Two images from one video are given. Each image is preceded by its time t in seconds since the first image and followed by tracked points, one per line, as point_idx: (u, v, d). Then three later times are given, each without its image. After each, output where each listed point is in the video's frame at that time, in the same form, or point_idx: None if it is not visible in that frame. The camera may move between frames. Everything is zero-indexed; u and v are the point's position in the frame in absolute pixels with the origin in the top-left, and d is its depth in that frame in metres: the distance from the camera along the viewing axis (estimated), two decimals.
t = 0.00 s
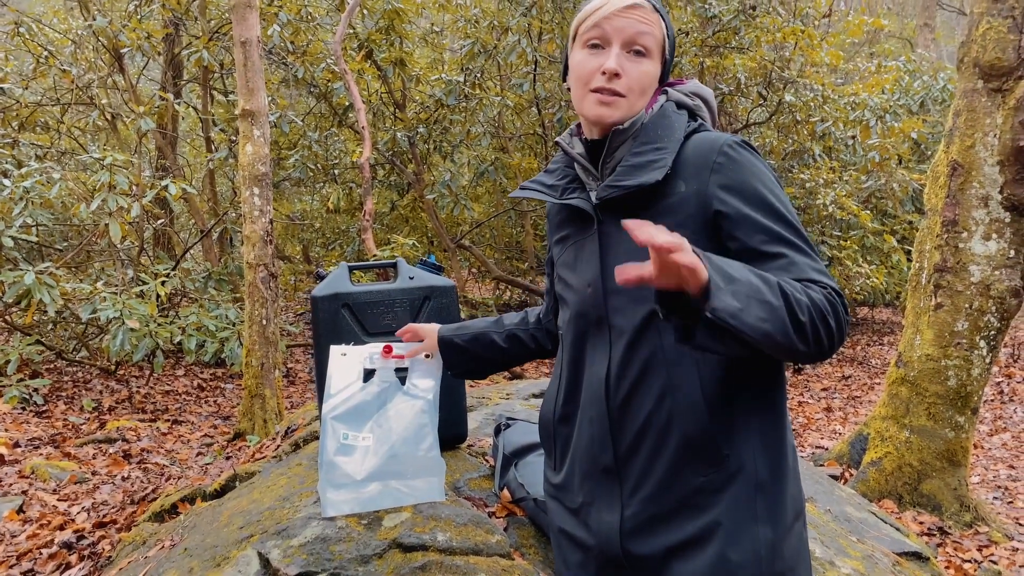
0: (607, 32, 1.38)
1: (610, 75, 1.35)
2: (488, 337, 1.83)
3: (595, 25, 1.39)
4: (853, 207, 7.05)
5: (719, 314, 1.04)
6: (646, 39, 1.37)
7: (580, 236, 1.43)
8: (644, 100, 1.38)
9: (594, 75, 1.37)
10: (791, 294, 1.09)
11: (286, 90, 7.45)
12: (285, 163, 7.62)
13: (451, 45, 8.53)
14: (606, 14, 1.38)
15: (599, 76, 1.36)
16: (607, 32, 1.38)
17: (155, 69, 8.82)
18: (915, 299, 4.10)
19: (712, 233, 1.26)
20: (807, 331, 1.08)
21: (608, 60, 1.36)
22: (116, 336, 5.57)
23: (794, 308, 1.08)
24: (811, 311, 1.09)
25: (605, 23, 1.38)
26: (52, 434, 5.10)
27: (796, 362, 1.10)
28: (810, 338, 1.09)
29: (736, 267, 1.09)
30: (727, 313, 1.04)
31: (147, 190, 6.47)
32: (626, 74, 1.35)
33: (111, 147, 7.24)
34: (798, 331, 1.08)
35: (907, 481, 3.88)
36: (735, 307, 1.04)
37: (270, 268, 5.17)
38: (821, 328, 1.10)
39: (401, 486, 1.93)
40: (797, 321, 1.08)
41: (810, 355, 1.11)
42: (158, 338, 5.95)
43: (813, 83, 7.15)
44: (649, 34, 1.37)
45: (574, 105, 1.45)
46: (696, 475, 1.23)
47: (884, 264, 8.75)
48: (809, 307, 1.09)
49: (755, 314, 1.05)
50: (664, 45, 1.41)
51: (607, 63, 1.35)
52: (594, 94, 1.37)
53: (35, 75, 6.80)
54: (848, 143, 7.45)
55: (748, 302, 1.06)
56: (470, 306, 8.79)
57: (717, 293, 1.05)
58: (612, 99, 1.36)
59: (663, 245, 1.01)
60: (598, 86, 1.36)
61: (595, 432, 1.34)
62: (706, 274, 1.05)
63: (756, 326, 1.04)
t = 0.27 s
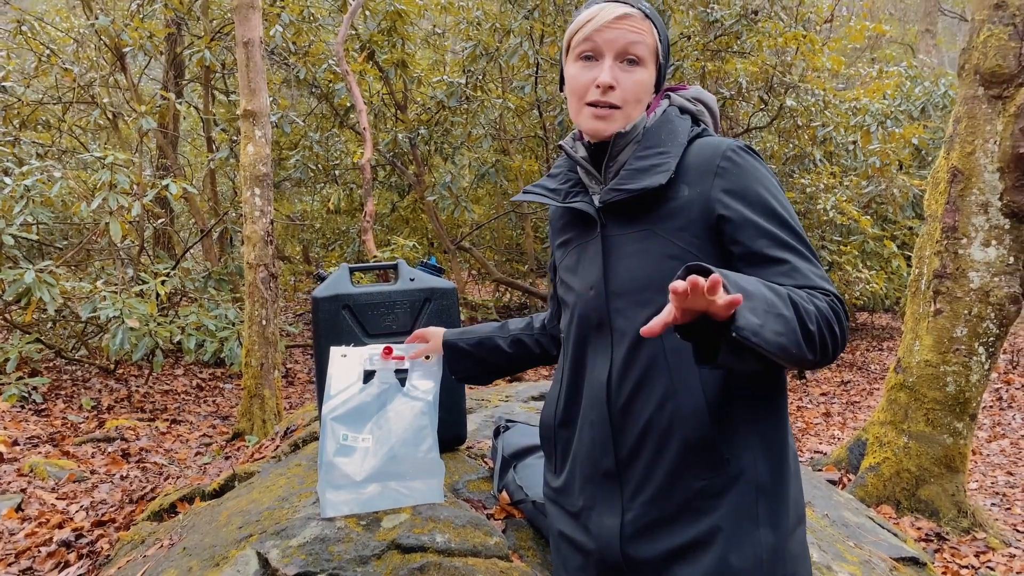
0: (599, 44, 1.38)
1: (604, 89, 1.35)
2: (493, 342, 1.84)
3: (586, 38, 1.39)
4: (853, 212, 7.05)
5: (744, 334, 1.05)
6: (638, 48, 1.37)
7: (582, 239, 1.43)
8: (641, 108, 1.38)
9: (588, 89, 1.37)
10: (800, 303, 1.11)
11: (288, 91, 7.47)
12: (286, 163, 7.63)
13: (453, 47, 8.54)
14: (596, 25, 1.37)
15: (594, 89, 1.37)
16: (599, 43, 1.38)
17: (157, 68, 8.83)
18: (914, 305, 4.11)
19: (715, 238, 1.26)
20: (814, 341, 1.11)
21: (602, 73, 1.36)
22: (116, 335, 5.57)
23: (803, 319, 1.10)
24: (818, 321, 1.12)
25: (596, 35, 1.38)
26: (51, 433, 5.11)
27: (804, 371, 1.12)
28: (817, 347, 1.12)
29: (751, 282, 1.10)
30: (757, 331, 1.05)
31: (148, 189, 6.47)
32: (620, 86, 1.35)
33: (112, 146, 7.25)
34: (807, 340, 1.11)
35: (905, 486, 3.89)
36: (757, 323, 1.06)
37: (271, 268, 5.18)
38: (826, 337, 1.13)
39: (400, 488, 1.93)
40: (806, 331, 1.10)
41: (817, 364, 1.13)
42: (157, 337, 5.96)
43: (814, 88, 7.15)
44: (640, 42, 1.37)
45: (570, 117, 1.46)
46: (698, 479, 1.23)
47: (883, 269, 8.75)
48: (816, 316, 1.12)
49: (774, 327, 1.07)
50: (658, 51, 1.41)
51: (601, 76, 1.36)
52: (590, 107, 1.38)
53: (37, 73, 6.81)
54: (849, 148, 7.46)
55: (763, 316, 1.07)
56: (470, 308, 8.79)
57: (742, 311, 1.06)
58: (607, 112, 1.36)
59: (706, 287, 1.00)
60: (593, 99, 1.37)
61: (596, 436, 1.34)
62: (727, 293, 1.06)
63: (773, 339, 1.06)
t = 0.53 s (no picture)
0: (600, 50, 1.39)
1: (609, 95, 1.36)
2: (498, 342, 1.85)
3: (586, 46, 1.40)
4: (854, 217, 7.05)
5: (751, 340, 1.06)
6: (640, 51, 1.38)
7: (590, 241, 1.44)
8: (647, 110, 1.39)
9: (593, 97, 1.38)
10: (808, 310, 1.12)
11: (289, 91, 7.48)
12: (287, 163, 7.65)
13: (455, 48, 8.55)
14: (595, 32, 1.38)
15: (599, 97, 1.37)
16: (600, 50, 1.39)
17: (159, 68, 8.85)
18: (915, 310, 4.12)
19: (724, 242, 1.27)
20: (821, 347, 1.12)
21: (606, 79, 1.37)
22: (117, 334, 5.58)
23: (811, 325, 1.11)
24: (825, 327, 1.12)
25: (596, 42, 1.39)
26: (51, 431, 5.11)
27: (811, 375, 1.13)
28: (824, 353, 1.13)
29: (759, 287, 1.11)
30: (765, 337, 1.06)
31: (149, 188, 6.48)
32: (625, 91, 1.36)
33: (114, 145, 7.26)
34: (815, 346, 1.11)
35: (904, 490, 3.89)
36: (764, 329, 1.06)
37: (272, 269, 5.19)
38: (832, 342, 1.14)
39: (401, 488, 1.94)
40: (814, 338, 1.11)
41: (823, 368, 1.14)
42: (158, 336, 5.96)
43: (816, 92, 7.16)
44: (641, 45, 1.38)
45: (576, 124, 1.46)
46: (703, 482, 1.24)
47: (884, 274, 8.75)
48: (823, 323, 1.12)
49: (782, 333, 1.07)
50: (659, 51, 1.42)
51: (606, 83, 1.37)
52: (596, 114, 1.39)
53: (39, 72, 6.82)
54: (850, 153, 7.47)
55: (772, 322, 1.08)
56: (470, 309, 8.80)
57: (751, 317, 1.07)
58: (614, 118, 1.37)
59: (714, 292, 1.01)
60: (598, 107, 1.38)
61: (602, 437, 1.35)
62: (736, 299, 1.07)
63: (782, 345, 1.07)
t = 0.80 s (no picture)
0: (604, 46, 1.39)
1: (610, 90, 1.36)
2: (502, 343, 1.85)
3: (591, 41, 1.40)
4: (855, 220, 7.03)
5: (760, 345, 1.06)
6: (644, 48, 1.38)
7: (596, 242, 1.44)
8: (650, 107, 1.39)
9: (595, 91, 1.38)
10: (815, 312, 1.12)
11: (291, 92, 7.49)
12: (289, 163, 7.65)
13: (457, 50, 8.56)
14: (600, 28, 1.39)
15: (601, 91, 1.38)
16: (604, 46, 1.39)
17: (161, 68, 8.86)
18: (916, 313, 4.12)
19: (729, 244, 1.27)
20: (827, 350, 1.12)
21: (608, 74, 1.37)
22: (117, 333, 5.59)
23: (818, 330, 1.11)
24: (831, 330, 1.12)
25: (601, 38, 1.39)
26: (51, 430, 5.12)
27: (817, 380, 1.13)
28: (830, 356, 1.13)
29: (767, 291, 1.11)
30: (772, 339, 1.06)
31: (150, 188, 6.49)
32: (626, 86, 1.36)
33: (115, 144, 7.27)
34: (821, 350, 1.12)
35: (904, 494, 3.89)
36: (772, 334, 1.06)
37: (273, 268, 5.20)
38: (838, 346, 1.14)
39: (402, 489, 1.94)
40: (821, 342, 1.11)
41: (829, 371, 1.14)
42: (158, 335, 5.97)
43: (817, 95, 7.16)
44: (646, 43, 1.38)
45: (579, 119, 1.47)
46: (707, 484, 1.24)
47: (884, 277, 8.75)
48: (829, 326, 1.12)
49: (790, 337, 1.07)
50: (666, 51, 1.41)
51: (607, 77, 1.37)
52: (597, 108, 1.39)
53: (40, 71, 6.83)
54: (851, 156, 7.47)
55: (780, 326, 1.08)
56: (470, 310, 8.80)
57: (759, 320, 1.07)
58: (614, 112, 1.37)
59: (723, 296, 1.01)
60: (600, 101, 1.38)
61: (606, 438, 1.35)
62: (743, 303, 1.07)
63: (789, 350, 1.07)
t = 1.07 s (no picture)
0: (608, 52, 1.39)
1: (612, 97, 1.37)
2: (504, 345, 1.85)
3: (597, 46, 1.40)
4: (855, 222, 7.03)
5: (758, 347, 1.06)
6: (649, 55, 1.37)
7: (597, 242, 1.44)
8: (652, 115, 1.38)
9: (597, 97, 1.39)
10: (815, 315, 1.12)
11: (291, 92, 7.50)
12: (289, 163, 7.66)
13: (457, 50, 8.56)
14: (606, 34, 1.38)
15: (603, 97, 1.38)
16: (609, 51, 1.39)
17: (161, 67, 8.86)
18: (915, 315, 4.12)
19: (730, 245, 1.27)
20: (827, 352, 1.12)
21: (612, 80, 1.38)
22: (116, 332, 5.59)
23: (818, 332, 1.11)
24: (830, 333, 1.13)
25: (607, 43, 1.39)
26: (50, 429, 5.12)
27: (817, 381, 1.13)
28: (829, 358, 1.13)
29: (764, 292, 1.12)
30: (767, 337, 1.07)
31: (150, 187, 6.49)
32: (628, 94, 1.36)
33: (115, 144, 7.28)
34: (821, 353, 1.12)
35: (903, 496, 3.89)
36: (770, 337, 1.07)
37: (273, 268, 5.21)
38: (837, 348, 1.14)
39: (401, 489, 1.94)
40: (821, 345, 1.12)
41: (830, 373, 1.14)
42: (158, 335, 5.96)
43: (817, 97, 7.17)
44: (651, 50, 1.37)
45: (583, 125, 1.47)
46: (707, 485, 1.24)
47: (884, 279, 8.75)
48: (829, 328, 1.12)
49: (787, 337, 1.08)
50: (672, 57, 1.40)
51: (610, 84, 1.37)
52: (599, 114, 1.40)
53: (41, 70, 6.83)
54: (851, 158, 7.48)
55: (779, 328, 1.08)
56: (470, 311, 8.80)
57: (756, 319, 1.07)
58: (616, 120, 1.38)
59: (720, 299, 1.01)
60: (602, 107, 1.38)
61: (606, 438, 1.35)
62: (742, 304, 1.08)
63: (788, 351, 1.07)
